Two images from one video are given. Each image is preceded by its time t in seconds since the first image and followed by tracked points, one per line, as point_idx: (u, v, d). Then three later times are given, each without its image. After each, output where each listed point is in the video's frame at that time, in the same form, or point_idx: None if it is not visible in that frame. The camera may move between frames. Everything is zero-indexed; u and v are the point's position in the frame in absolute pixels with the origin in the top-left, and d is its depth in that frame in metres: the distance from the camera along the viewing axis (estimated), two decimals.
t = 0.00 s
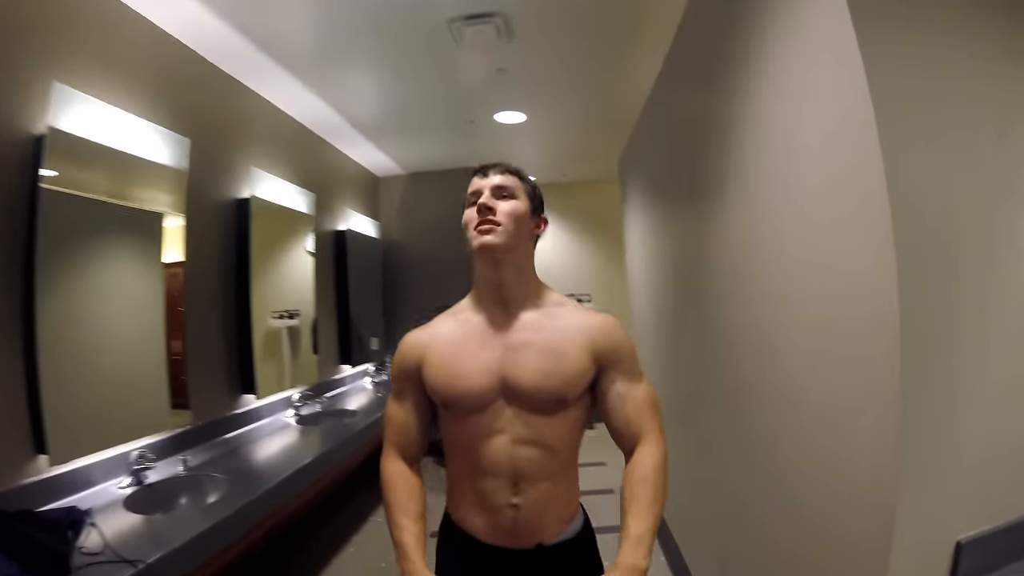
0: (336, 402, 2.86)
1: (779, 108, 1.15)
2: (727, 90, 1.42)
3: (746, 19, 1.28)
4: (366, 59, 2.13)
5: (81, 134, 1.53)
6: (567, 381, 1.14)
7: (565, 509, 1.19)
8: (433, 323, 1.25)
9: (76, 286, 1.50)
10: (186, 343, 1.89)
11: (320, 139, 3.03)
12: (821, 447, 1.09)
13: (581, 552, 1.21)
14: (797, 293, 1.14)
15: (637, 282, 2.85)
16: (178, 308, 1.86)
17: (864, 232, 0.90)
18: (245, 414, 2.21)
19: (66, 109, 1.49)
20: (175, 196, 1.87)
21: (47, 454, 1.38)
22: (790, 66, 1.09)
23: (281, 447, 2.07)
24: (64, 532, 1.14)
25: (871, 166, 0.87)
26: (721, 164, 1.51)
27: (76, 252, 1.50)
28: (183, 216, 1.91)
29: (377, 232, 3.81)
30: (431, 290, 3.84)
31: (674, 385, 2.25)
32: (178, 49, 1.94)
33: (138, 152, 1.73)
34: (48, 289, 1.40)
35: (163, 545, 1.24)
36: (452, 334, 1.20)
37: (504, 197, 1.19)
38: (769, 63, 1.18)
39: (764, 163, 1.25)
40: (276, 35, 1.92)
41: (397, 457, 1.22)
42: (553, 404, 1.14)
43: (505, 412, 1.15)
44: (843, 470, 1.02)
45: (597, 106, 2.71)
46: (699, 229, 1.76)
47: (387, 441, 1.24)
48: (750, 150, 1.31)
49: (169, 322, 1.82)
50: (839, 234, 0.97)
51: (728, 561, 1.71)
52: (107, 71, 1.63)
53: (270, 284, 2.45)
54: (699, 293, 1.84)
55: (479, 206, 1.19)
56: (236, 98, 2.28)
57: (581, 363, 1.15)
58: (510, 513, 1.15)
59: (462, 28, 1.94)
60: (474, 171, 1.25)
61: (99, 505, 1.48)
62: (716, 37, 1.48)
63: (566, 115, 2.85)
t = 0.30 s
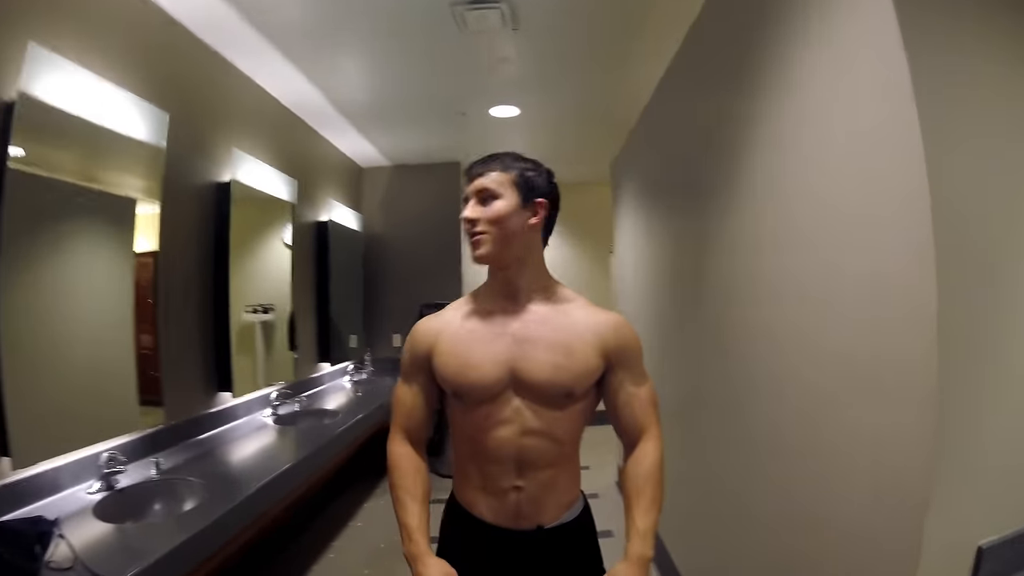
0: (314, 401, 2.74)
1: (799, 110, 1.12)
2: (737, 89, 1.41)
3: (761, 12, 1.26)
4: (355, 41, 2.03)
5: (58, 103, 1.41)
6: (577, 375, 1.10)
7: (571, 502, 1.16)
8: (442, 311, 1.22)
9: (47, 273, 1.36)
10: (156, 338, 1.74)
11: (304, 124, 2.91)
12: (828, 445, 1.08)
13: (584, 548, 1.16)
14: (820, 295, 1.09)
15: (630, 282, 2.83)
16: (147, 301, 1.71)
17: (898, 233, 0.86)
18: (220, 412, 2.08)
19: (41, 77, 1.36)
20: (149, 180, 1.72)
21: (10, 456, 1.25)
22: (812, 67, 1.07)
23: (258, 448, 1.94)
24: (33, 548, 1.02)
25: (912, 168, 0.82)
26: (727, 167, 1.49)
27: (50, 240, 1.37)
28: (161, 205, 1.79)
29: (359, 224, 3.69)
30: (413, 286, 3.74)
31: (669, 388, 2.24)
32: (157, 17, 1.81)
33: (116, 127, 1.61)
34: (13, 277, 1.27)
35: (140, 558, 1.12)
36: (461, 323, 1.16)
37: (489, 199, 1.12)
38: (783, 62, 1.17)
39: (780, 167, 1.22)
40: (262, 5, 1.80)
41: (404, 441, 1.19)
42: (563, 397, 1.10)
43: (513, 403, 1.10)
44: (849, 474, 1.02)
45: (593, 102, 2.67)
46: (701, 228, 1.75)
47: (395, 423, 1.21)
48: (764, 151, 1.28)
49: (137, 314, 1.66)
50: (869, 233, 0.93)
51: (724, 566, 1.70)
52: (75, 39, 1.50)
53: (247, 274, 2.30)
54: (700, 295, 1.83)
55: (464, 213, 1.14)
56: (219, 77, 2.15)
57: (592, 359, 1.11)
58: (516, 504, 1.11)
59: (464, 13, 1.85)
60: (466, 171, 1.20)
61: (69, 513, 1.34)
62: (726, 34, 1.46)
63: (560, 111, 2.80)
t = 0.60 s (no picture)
0: (308, 393, 2.67)
1: (845, 125, 1.12)
2: (779, 103, 1.41)
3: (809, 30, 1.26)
4: (373, 28, 2.00)
5: (76, 61, 1.36)
6: (570, 377, 1.06)
7: (560, 507, 1.11)
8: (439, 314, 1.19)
9: (41, 240, 1.28)
10: (143, 317, 1.64)
11: (316, 110, 2.86)
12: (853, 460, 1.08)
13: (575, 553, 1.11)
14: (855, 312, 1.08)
15: (636, 294, 2.82)
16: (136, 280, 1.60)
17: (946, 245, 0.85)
18: (214, 398, 2.00)
19: (58, 31, 1.31)
20: (145, 154, 1.62)
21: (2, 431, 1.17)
22: (862, 83, 1.06)
23: (251, 438, 1.87)
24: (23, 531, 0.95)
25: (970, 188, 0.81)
26: (762, 181, 1.50)
27: (50, 207, 1.30)
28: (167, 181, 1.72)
29: (362, 218, 3.64)
30: (413, 285, 3.69)
31: (675, 402, 2.22)
32: None
33: (130, 91, 1.55)
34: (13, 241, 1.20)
35: (136, 548, 1.06)
36: (456, 324, 1.13)
37: (471, 210, 1.10)
38: (831, 79, 1.17)
39: (820, 184, 1.21)
40: None
41: (404, 443, 1.13)
42: (556, 399, 1.07)
43: (505, 404, 1.07)
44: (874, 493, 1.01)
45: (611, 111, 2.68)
46: (725, 242, 1.75)
47: (392, 425, 1.15)
48: (803, 166, 1.28)
49: (127, 291, 1.56)
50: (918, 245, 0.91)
51: None
52: None
53: (247, 257, 2.21)
54: (716, 309, 1.82)
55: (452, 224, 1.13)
56: (238, 55, 2.10)
57: (587, 361, 1.08)
58: (504, 507, 1.07)
59: (498, 11, 1.84)
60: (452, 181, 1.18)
61: (61, 494, 1.27)
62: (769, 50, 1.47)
63: (577, 118, 2.80)
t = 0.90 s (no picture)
0: (309, 399, 2.66)
1: (860, 141, 1.12)
2: (791, 119, 1.42)
3: (822, 47, 1.28)
4: (386, 39, 2.02)
5: (93, 61, 1.36)
6: (564, 383, 1.06)
7: (555, 509, 1.11)
8: (430, 322, 1.17)
9: (47, 237, 1.27)
10: (147, 317, 1.63)
11: (325, 117, 2.87)
12: (863, 475, 1.07)
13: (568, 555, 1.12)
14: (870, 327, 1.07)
15: (641, 307, 2.82)
16: (139, 281, 1.59)
17: (964, 260, 0.85)
18: (217, 401, 2.00)
19: (79, 29, 1.31)
20: (153, 155, 1.61)
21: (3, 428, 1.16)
22: (877, 101, 1.07)
23: (252, 442, 1.86)
24: (26, 533, 0.94)
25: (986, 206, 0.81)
26: (772, 196, 1.51)
27: (59, 206, 1.30)
28: (176, 182, 1.73)
29: (367, 224, 3.65)
30: (415, 292, 3.69)
31: (678, 415, 2.21)
32: None
33: (145, 92, 1.55)
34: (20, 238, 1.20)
35: (139, 551, 1.05)
36: (448, 332, 1.12)
37: (463, 221, 1.10)
38: (844, 96, 1.18)
39: (833, 201, 1.21)
40: None
41: (395, 450, 1.12)
42: (550, 405, 1.06)
43: (501, 410, 1.06)
44: (887, 508, 1.00)
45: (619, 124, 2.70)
46: (733, 256, 1.75)
47: (383, 433, 1.14)
48: (816, 181, 1.29)
49: (130, 293, 1.55)
50: (931, 261, 0.91)
51: None
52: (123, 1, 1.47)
53: (253, 260, 2.21)
54: (722, 324, 1.82)
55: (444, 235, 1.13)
56: (252, 60, 2.12)
57: (579, 368, 1.08)
58: (501, 513, 1.06)
59: (511, 22, 1.86)
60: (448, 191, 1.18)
61: (63, 495, 1.26)
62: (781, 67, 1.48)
63: (584, 129, 2.82)
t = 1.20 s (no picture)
0: (308, 398, 2.69)
1: (843, 143, 1.15)
2: (775, 121, 1.45)
3: (806, 50, 1.31)
4: (381, 40, 2.05)
5: (92, 67, 1.39)
6: (573, 383, 1.08)
7: (562, 507, 1.13)
8: (441, 322, 1.18)
9: (48, 239, 1.30)
10: (148, 317, 1.67)
11: (322, 120, 2.92)
12: (843, 464, 1.10)
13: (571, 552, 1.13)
14: (850, 322, 1.11)
15: (635, 306, 2.86)
16: (140, 282, 1.63)
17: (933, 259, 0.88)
18: (217, 400, 2.04)
19: (78, 37, 1.35)
20: (152, 158, 1.65)
21: (8, 424, 1.20)
22: (859, 104, 1.10)
23: (252, 440, 1.89)
24: (29, 524, 0.98)
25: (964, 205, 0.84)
26: (758, 197, 1.54)
27: (60, 209, 1.34)
28: (175, 184, 1.76)
29: (365, 225, 3.69)
30: (413, 292, 3.72)
31: (671, 412, 2.24)
32: None
33: (144, 97, 1.59)
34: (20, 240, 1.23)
35: (142, 542, 1.10)
36: (461, 332, 1.13)
37: (498, 222, 1.09)
38: (826, 98, 1.21)
39: (816, 201, 1.24)
40: None
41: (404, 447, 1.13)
42: (560, 404, 1.08)
43: (512, 409, 1.08)
44: (865, 494, 1.03)
45: (612, 124, 2.73)
46: (721, 256, 1.79)
47: (392, 429, 1.15)
48: (801, 181, 1.32)
49: (131, 293, 1.59)
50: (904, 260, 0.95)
51: None
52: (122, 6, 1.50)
53: (251, 261, 2.24)
54: (712, 322, 1.85)
55: (473, 233, 1.10)
56: (249, 65, 2.16)
57: (588, 368, 1.10)
58: (511, 508, 1.07)
59: (504, 26, 1.90)
60: (470, 188, 1.15)
61: (67, 489, 1.30)
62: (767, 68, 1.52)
63: (578, 131, 2.85)
